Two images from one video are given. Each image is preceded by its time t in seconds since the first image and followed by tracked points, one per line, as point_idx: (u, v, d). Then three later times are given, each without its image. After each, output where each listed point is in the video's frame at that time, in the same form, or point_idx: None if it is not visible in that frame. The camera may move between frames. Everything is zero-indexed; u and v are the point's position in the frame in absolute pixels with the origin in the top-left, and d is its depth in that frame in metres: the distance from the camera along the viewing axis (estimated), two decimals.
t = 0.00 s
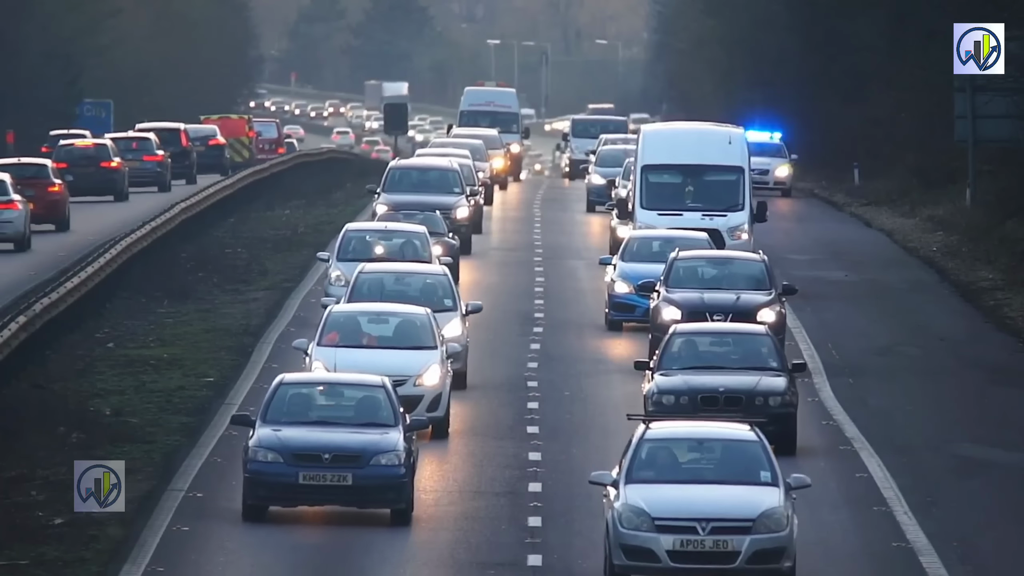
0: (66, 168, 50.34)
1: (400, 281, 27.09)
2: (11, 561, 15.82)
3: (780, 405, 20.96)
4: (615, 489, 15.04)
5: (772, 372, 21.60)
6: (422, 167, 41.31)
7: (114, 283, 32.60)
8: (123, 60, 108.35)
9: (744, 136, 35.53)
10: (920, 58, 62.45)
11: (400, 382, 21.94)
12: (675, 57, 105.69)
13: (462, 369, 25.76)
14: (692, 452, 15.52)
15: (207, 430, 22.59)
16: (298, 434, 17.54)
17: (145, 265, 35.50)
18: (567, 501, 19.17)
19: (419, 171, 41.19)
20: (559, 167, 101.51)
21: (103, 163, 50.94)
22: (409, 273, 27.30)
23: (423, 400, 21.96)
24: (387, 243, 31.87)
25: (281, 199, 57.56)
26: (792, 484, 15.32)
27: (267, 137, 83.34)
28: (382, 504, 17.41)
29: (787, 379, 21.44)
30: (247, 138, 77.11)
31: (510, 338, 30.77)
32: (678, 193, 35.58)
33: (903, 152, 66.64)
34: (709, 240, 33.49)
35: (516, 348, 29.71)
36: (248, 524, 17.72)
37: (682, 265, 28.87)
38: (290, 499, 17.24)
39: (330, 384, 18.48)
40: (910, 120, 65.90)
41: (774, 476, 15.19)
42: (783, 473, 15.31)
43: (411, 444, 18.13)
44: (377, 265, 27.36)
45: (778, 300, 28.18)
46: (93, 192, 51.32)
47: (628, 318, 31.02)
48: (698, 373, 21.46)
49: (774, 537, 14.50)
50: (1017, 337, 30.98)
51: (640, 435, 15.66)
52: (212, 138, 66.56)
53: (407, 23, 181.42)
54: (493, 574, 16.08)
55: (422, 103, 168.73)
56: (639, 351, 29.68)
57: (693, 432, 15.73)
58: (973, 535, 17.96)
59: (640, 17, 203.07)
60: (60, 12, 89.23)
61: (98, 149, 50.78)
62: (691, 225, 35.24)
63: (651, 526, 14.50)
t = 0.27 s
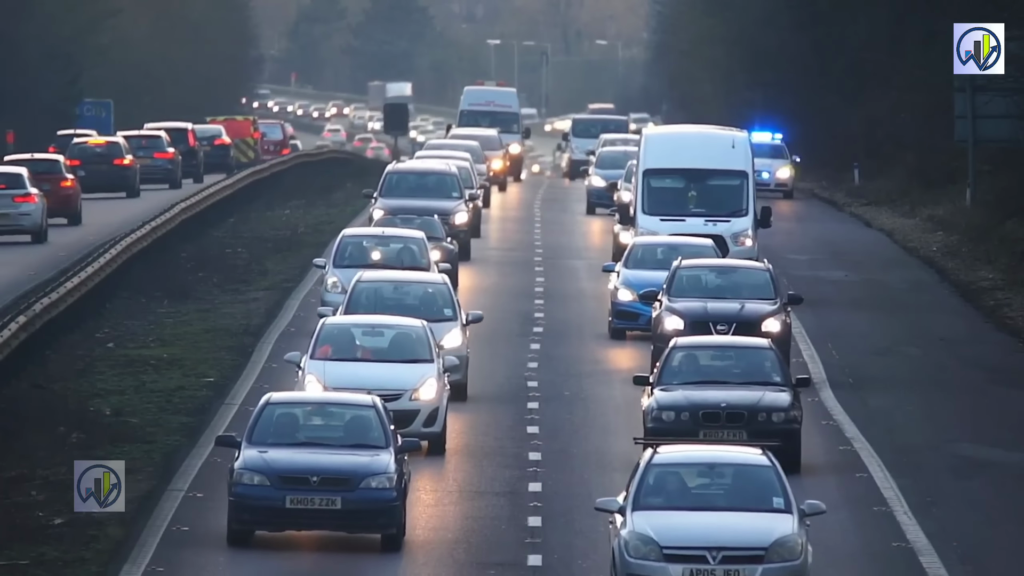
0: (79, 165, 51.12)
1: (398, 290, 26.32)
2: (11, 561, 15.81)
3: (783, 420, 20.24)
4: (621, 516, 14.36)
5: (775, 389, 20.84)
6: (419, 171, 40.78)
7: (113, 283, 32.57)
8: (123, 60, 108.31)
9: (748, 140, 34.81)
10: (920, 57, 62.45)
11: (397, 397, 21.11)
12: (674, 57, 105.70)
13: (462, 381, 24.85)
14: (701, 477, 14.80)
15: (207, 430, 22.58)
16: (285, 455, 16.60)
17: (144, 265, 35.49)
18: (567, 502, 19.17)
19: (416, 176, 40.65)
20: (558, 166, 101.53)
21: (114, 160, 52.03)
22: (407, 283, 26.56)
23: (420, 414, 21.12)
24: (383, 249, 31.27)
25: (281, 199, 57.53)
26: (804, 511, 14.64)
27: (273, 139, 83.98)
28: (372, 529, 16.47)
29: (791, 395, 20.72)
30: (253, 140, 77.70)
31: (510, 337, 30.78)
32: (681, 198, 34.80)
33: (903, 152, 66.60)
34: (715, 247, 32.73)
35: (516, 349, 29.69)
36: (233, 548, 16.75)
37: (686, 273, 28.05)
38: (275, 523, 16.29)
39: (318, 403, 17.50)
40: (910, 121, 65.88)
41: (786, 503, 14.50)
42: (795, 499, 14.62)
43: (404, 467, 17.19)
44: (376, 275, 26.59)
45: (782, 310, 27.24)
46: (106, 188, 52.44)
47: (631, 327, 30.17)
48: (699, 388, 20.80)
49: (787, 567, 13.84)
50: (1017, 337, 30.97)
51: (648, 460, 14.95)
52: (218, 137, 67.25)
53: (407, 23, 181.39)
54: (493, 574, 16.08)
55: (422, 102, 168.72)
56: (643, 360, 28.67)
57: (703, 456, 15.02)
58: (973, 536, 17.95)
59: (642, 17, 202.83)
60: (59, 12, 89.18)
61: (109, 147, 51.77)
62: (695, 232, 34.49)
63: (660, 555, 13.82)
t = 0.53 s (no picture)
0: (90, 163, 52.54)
1: (396, 299, 25.48)
2: (11, 561, 15.81)
3: (788, 437, 18.99)
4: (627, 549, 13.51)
5: (779, 405, 19.57)
6: (417, 174, 39.55)
7: (113, 283, 32.58)
8: (123, 59, 108.31)
9: (751, 145, 34.13)
10: (920, 58, 62.49)
11: (392, 413, 20.23)
12: (674, 58, 105.72)
13: (460, 393, 24.09)
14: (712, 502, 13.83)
15: (207, 430, 22.58)
16: (273, 478, 15.56)
17: (144, 265, 35.48)
18: (568, 501, 19.19)
19: (414, 179, 39.43)
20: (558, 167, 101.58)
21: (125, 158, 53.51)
22: (406, 292, 25.73)
23: (416, 430, 20.22)
24: (381, 254, 30.63)
25: (281, 198, 57.53)
26: (819, 539, 13.66)
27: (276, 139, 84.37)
28: (363, 557, 15.39)
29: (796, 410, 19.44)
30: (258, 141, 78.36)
31: (510, 338, 30.80)
32: (684, 204, 33.97)
33: (903, 152, 66.62)
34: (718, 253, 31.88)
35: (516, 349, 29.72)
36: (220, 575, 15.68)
37: (688, 282, 26.93)
38: (263, 551, 15.23)
39: (306, 423, 16.40)
40: (910, 120, 65.88)
41: (800, 531, 13.51)
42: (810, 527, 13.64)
43: (396, 490, 16.09)
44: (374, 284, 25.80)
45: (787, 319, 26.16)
46: (116, 186, 53.96)
47: (634, 336, 29.33)
48: (701, 404, 19.54)
49: None
50: (1017, 337, 30.96)
51: (657, 486, 14.00)
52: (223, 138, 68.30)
53: (407, 23, 181.44)
54: (494, 574, 16.09)
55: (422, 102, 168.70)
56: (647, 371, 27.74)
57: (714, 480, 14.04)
58: (972, 536, 17.96)
59: (642, 17, 202.95)
60: (59, 12, 89.17)
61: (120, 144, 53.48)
62: (697, 238, 33.66)
63: None
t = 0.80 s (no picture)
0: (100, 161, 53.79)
1: (393, 309, 24.32)
2: (11, 561, 15.81)
3: (794, 457, 17.98)
4: None
5: (783, 423, 18.57)
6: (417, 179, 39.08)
7: (113, 283, 32.57)
8: (123, 59, 108.31)
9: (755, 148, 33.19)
10: (920, 59, 62.53)
11: (386, 430, 19.07)
12: (674, 58, 105.73)
13: (460, 405, 23.23)
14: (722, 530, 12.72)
15: (208, 430, 22.58)
16: (259, 501, 14.84)
17: (144, 266, 35.48)
18: (567, 501, 19.19)
19: (414, 184, 38.92)
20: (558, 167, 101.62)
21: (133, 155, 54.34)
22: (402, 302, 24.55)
23: (410, 449, 19.09)
24: (378, 260, 29.70)
25: (281, 199, 57.56)
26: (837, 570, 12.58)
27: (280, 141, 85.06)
28: None
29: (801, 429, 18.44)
30: (262, 142, 79.04)
31: (510, 338, 30.79)
32: (686, 209, 33.01)
33: (903, 152, 66.63)
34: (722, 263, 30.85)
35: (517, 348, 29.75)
36: None
37: (690, 292, 25.83)
38: None
39: (295, 444, 15.60)
40: (910, 120, 65.86)
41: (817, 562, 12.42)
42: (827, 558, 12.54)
43: (389, 514, 15.39)
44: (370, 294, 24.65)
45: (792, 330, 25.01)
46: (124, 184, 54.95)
47: (636, 345, 28.39)
48: (705, 424, 18.51)
49: None
50: (1017, 337, 30.96)
51: (665, 513, 12.89)
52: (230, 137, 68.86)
53: (407, 24, 181.48)
54: (494, 574, 16.08)
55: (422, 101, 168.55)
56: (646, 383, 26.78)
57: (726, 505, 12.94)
58: (972, 536, 17.95)
59: (641, 17, 203.09)
60: (59, 13, 89.18)
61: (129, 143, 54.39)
62: (700, 243, 32.67)
63: None
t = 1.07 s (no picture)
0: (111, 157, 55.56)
1: (390, 320, 23.11)
2: (11, 561, 15.81)
3: (802, 481, 17.08)
4: None
5: (790, 444, 17.64)
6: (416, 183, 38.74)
7: (113, 283, 32.57)
8: (123, 59, 108.31)
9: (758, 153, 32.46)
10: (920, 59, 62.54)
11: (379, 450, 18.13)
12: (673, 58, 105.78)
13: (459, 421, 22.27)
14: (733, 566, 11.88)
15: (207, 430, 22.59)
16: (245, 531, 13.99)
17: (145, 265, 35.49)
18: (568, 501, 19.18)
19: (414, 187, 38.58)
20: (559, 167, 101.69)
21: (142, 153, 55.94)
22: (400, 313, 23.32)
23: (403, 469, 18.14)
24: (378, 267, 28.98)
25: (281, 199, 57.58)
26: None
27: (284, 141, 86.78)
28: None
29: (809, 451, 17.52)
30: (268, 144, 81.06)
31: (511, 338, 30.78)
32: (687, 214, 32.16)
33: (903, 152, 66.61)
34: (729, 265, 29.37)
35: (517, 348, 29.75)
36: None
37: (694, 302, 24.77)
38: None
39: (283, 470, 14.70)
40: (910, 120, 65.83)
41: None
42: None
43: (382, 544, 14.53)
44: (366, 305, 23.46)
45: (801, 343, 23.95)
46: (134, 180, 56.56)
47: (637, 355, 27.46)
48: (710, 445, 17.60)
49: None
50: (1017, 337, 30.95)
51: (673, 549, 12.06)
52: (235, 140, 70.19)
53: (408, 24, 181.44)
54: (493, 574, 16.08)
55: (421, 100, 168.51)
56: (648, 396, 25.72)
57: (738, 542, 12.11)
58: (972, 536, 17.96)
59: (642, 16, 203.12)
60: (60, 13, 89.20)
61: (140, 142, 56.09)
62: (701, 248, 31.74)
63: None
